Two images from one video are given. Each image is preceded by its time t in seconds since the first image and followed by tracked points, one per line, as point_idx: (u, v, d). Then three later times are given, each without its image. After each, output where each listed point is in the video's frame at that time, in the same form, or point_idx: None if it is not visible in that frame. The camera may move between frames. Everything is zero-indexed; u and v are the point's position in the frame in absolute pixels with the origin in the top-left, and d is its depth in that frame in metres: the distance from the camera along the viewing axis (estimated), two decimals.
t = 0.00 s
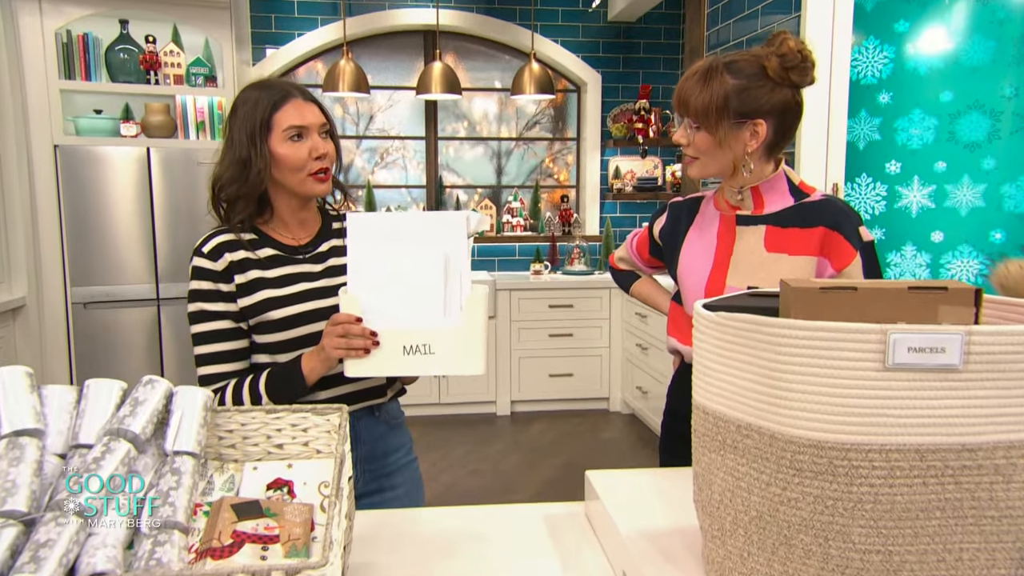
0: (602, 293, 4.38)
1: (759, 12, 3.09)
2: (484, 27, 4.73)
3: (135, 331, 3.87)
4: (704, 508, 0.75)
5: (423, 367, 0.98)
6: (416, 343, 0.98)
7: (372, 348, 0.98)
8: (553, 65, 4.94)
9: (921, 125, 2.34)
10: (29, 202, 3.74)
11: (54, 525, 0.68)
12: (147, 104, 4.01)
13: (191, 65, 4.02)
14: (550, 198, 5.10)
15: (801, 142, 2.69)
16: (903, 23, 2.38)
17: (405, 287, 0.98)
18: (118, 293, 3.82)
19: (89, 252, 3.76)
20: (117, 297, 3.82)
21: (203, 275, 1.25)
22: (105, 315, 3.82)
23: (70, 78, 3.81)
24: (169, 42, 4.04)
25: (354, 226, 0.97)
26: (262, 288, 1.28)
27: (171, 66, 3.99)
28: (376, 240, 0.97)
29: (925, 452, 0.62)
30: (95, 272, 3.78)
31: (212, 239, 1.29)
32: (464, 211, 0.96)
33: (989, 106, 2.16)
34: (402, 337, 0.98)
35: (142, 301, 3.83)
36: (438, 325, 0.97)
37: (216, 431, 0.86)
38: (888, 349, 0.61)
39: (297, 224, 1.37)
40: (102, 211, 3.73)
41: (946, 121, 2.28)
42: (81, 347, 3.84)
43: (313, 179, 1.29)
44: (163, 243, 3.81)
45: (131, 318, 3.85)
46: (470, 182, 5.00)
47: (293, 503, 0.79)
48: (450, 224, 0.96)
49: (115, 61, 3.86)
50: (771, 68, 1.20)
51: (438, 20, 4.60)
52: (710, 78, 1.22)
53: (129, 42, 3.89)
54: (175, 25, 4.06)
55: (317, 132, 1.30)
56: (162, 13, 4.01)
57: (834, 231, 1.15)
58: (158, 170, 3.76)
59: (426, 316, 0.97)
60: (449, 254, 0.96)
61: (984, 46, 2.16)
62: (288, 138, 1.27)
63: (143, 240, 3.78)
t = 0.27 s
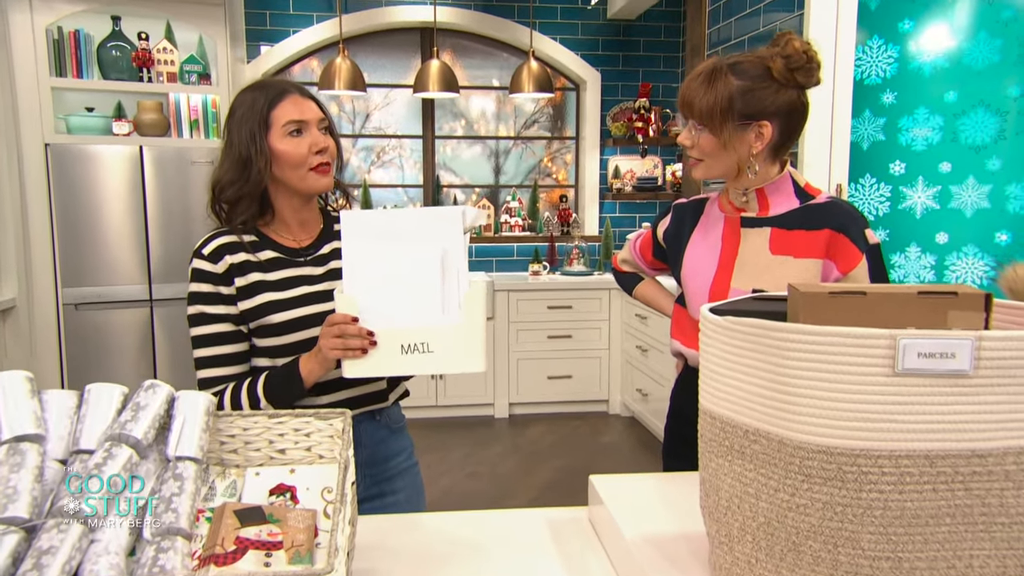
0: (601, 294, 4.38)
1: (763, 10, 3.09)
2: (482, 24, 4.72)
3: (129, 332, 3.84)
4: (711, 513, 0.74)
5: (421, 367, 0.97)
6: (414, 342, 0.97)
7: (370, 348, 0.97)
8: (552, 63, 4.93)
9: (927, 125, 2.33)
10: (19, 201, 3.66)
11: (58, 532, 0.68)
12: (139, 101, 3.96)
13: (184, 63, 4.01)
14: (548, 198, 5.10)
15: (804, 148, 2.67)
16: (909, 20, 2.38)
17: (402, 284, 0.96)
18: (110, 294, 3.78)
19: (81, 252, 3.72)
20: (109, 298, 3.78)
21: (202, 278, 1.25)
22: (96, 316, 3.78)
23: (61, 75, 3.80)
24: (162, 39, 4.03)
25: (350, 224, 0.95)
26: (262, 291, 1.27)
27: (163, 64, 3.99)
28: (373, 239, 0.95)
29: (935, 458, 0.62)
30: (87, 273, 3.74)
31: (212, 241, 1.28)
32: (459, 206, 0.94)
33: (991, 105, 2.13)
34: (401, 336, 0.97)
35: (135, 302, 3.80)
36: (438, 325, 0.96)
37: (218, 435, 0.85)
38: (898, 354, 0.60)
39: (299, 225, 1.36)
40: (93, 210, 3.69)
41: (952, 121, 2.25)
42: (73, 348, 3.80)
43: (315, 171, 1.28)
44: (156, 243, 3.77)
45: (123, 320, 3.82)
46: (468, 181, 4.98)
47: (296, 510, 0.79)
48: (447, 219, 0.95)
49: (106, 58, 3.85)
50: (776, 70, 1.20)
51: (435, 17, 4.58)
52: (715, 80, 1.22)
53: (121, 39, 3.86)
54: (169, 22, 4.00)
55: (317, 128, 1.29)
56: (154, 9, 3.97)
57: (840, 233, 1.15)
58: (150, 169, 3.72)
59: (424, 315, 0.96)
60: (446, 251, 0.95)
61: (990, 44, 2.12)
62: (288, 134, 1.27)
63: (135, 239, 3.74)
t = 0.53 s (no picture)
0: (601, 295, 4.37)
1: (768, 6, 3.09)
2: (480, 21, 4.71)
3: (121, 333, 3.80)
4: (717, 517, 0.74)
5: (421, 370, 0.96)
6: (415, 345, 0.96)
7: (371, 351, 0.96)
8: (551, 61, 4.92)
9: (933, 124, 2.30)
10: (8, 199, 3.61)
11: (56, 539, 0.67)
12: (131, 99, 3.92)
13: (177, 60, 3.96)
14: (547, 197, 5.09)
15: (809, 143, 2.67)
16: (913, 18, 2.37)
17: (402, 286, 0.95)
18: (101, 295, 3.74)
19: (71, 252, 3.68)
20: (100, 299, 3.74)
21: (199, 281, 1.24)
22: (87, 317, 3.74)
23: (52, 72, 3.75)
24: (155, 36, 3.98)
25: (350, 224, 0.95)
26: (260, 293, 1.26)
27: (155, 61, 3.94)
28: (373, 240, 0.95)
29: (945, 463, 0.61)
30: (77, 274, 3.70)
31: (208, 244, 1.27)
32: (460, 206, 0.95)
33: (997, 104, 2.11)
34: (401, 338, 0.96)
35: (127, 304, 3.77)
36: (440, 327, 0.96)
37: (219, 440, 0.85)
38: (907, 358, 0.60)
39: (297, 228, 1.35)
40: (84, 210, 3.65)
41: (957, 119, 2.23)
42: (64, 350, 3.76)
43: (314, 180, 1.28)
44: (148, 244, 3.74)
45: (116, 321, 3.78)
46: (465, 181, 4.97)
47: (297, 515, 0.78)
48: (450, 223, 0.95)
49: (97, 55, 3.80)
50: (785, 69, 1.19)
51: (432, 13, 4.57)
52: (722, 74, 1.22)
53: (112, 35, 3.82)
54: (162, 19, 3.97)
55: (319, 132, 1.28)
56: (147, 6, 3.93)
57: (844, 235, 1.14)
58: (142, 168, 3.69)
59: (426, 317, 0.96)
60: (447, 253, 0.95)
61: (996, 41, 2.09)
62: (291, 138, 1.26)
63: (127, 239, 3.71)
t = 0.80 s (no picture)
0: (599, 296, 4.36)
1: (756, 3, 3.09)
2: (477, 18, 4.70)
3: (111, 334, 3.77)
4: (722, 523, 0.73)
5: (420, 375, 0.95)
6: (413, 351, 0.95)
7: (369, 356, 0.96)
8: (550, 58, 4.91)
9: (937, 122, 2.27)
10: None
11: (53, 547, 0.66)
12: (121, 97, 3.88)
13: (169, 57, 3.90)
14: (545, 196, 5.08)
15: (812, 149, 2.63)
16: (918, 15, 2.31)
17: (401, 292, 0.95)
18: (91, 297, 3.71)
19: (60, 253, 3.64)
20: (90, 300, 3.71)
21: (192, 285, 1.23)
22: (76, 318, 3.71)
23: (40, 69, 3.70)
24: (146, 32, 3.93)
25: (348, 230, 0.93)
26: (254, 297, 1.25)
27: (147, 58, 3.88)
28: (371, 244, 0.94)
29: (953, 469, 0.61)
30: (67, 275, 3.67)
31: (200, 248, 1.26)
32: (461, 212, 0.94)
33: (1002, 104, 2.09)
34: (400, 344, 0.96)
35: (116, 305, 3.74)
36: (438, 332, 0.95)
37: (217, 446, 0.84)
38: (914, 363, 0.59)
39: (291, 231, 1.35)
40: (72, 210, 3.62)
41: (961, 118, 2.20)
42: (52, 352, 3.71)
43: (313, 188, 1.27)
44: (140, 244, 3.72)
45: (105, 323, 3.75)
46: (462, 180, 4.96)
47: (296, 522, 0.78)
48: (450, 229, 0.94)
49: (87, 51, 3.77)
50: (782, 69, 1.19)
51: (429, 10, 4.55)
52: (719, 79, 1.21)
53: (103, 32, 3.79)
54: (154, 15, 3.92)
55: (322, 143, 1.28)
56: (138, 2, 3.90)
57: (846, 238, 1.13)
58: (132, 166, 3.66)
59: (424, 322, 0.95)
60: (447, 257, 0.94)
61: (1001, 39, 2.07)
62: (292, 148, 1.25)
63: (116, 239, 3.68)
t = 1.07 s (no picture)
0: (597, 297, 4.36)
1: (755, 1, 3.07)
2: (472, 14, 4.69)
3: (99, 336, 3.74)
4: (725, 530, 0.73)
5: (416, 382, 0.94)
6: (408, 357, 0.94)
7: (362, 363, 0.95)
8: (548, 56, 4.90)
9: (940, 123, 2.36)
10: None
11: (47, 557, 0.66)
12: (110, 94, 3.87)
13: (159, 54, 3.88)
14: (542, 196, 5.07)
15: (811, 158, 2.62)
16: (919, 14, 2.39)
17: (397, 296, 0.94)
18: (80, 298, 3.68)
19: (48, 253, 3.62)
20: (79, 302, 3.68)
21: (187, 288, 1.22)
22: (65, 320, 3.68)
23: (27, 66, 3.68)
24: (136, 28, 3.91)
25: (344, 233, 0.94)
26: (249, 301, 1.24)
27: (137, 55, 3.87)
28: (366, 246, 0.94)
29: (959, 476, 0.60)
30: (55, 276, 3.64)
31: (195, 250, 1.25)
32: (458, 216, 0.94)
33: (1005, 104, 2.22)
34: (394, 350, 0.95)
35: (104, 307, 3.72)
36: (433, 338, 0.94)
37: (213, 452, 0.83)
38: (920, 369, 0.58)
39: (289, 233, 1.33)
40: (61, 210, 3.59)
41: (965, 117, 2.31)
42: (40, 354, 3.68)
43: (310, 186, 1.26)
44: (130, 243, 3.69)
45: (95, 325, 3.72)
46: (458, 179, 4.95)
47: (294, 530, 0.77)
48: (447, 232, 0.94)
49: (75, 48, 3.74)
50: (783, 75, 1.18)
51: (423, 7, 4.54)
52: (719, 83, 1.21)
53: (91, 29, 3.76)
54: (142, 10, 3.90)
55: (316, 139, 1.27)
56: None
57: (840, 243, 1.13)
58: (122, 165, 3.64)
59: (419, 327, 0.93)
60: (445, 260, 0.93)
61: (1004, 38, 2.21)
62: (286, 144, 1.24)
63: (104, 239, 3.65)
